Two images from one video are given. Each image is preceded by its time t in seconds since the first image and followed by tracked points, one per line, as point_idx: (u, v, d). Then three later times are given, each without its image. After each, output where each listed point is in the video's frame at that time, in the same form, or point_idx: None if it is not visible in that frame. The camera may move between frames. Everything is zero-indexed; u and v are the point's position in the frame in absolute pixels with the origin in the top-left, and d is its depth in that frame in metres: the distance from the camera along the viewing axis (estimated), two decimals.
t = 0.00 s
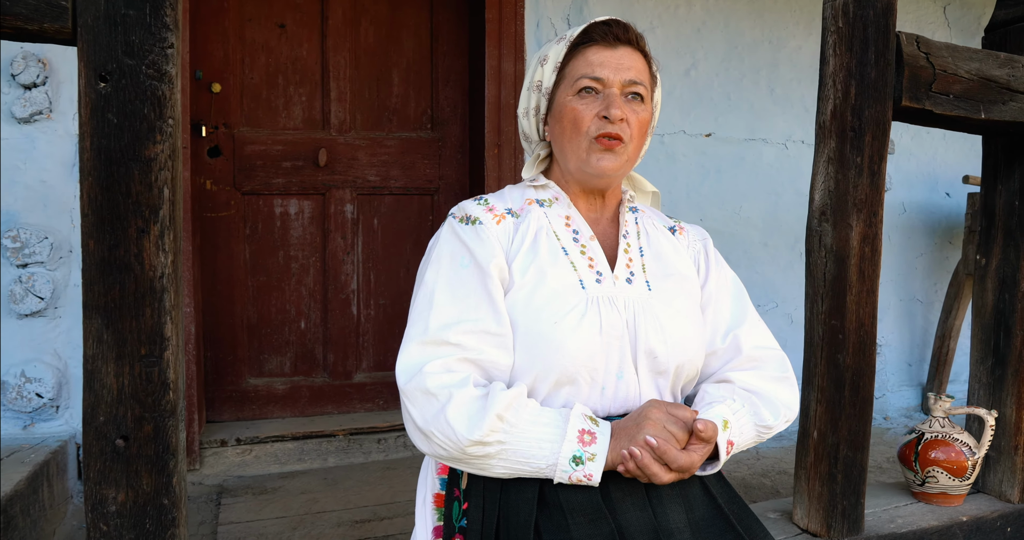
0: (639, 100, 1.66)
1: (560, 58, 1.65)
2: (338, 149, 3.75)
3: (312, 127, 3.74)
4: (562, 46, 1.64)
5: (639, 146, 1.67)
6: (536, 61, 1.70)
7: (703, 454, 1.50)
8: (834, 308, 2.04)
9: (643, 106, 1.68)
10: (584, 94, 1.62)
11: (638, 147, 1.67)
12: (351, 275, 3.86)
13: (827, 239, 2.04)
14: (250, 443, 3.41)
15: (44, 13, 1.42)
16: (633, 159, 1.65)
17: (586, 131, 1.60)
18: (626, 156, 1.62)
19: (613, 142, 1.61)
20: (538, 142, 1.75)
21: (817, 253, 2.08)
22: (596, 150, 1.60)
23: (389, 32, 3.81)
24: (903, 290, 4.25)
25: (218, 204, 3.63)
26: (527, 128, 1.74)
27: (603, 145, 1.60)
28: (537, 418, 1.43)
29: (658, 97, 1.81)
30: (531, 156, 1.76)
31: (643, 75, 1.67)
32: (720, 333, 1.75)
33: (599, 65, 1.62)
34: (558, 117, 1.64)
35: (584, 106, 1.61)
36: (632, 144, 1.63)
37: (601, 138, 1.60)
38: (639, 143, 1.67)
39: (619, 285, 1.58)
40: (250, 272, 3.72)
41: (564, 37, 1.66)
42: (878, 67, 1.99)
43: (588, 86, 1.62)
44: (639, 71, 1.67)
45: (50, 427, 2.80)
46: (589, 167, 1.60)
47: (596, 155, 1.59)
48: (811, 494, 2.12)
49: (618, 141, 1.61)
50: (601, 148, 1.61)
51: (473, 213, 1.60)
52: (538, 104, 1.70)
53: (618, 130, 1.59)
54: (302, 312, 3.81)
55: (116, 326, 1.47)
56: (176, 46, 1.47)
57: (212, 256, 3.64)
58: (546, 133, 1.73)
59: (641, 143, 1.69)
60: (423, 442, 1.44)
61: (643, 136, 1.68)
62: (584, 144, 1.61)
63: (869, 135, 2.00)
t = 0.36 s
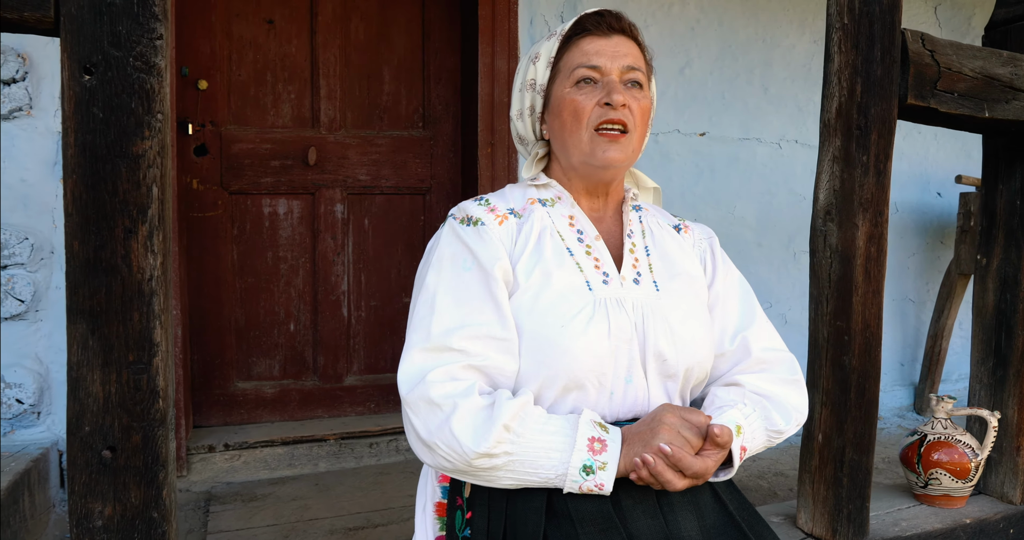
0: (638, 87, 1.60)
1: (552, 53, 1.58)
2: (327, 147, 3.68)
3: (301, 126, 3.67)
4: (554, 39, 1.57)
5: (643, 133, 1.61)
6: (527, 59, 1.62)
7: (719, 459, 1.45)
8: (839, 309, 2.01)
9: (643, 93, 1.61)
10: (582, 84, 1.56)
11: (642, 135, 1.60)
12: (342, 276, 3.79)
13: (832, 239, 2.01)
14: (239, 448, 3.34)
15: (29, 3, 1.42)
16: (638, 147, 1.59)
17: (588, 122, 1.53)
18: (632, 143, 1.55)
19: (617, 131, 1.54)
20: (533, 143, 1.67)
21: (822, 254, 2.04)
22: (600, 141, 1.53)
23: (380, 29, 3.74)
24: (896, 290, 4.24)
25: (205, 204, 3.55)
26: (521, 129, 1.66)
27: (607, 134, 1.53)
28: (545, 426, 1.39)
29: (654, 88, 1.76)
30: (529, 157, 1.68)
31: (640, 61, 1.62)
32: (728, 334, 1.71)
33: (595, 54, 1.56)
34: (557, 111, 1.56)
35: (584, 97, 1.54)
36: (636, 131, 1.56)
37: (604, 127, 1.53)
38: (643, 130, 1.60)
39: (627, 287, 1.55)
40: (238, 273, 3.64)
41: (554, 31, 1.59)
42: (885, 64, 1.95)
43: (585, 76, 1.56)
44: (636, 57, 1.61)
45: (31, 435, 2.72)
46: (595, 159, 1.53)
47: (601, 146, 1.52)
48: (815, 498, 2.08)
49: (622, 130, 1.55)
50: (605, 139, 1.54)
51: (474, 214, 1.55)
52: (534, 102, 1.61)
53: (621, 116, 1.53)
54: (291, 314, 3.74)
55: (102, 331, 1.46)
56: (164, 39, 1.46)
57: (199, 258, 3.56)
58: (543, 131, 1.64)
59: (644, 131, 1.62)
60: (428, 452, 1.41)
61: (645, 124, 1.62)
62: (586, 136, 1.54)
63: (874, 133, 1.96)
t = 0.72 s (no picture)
0: (644, 88, 1.54)
1: (556, 48, 1.51)
2: (312, 146, 3.60)
3: (286, 124, 3.59)
4: (558, 33, 1.50)
5: (646, 137, 1.55)
6: (528, 52, 1.55)
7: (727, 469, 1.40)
8: (841, 310, 1.98)
9: (649, 95, 1.55)
10: (585, 84, 1.49)
11: (645, 139, 1.55)
12: (327, 278, 3.71)
13: (833, 240, 1.98)
14: (222, 455, 3.24)
15: None
16: (641, 150, 1.53)
17: (589, 123, 1.47)
18: (634, 147, 1.49)
19: (619, 134, 1.49)
20: (534, 138, 1.60)
21: (823, 256, 2.02)
22: (602, 144, 1.47)
23: (366, 26, 3.67)
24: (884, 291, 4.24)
25: (186, 204, 3.45)
26: (521, 123, 1.59)
27: (609, 138, 1.48)
28: (549, 435, 1.33)
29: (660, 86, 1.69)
30: (528, 153, 1.62)
31: (647, 61, 1.55)
32: (733, 337, 1.68)
33: (600, 52, 1.49)
34: (558, 110, 1.50)
35: (586, 98, 1.48)
36: (639, 136, 1.51)
37: (606, 130, 1.47)
38: (646, 134, 1.54)
39: (632, 289, 1.50)
40: (220, 276, 3.55)
41: (558, 24, 1.52)
42: (887, 62, 1.92)
43: (589, 75, 1.49)
44: (643, 57, 1.54)
45: (6, 443, 2.63)
46: (595, 163, 1.48)
47: (602, 150, 1.47)
48: (816, 502, 2.06)
49: (625, 133, 1.49)
50: (607, 142, 1.48)
51: (473, 214, 1.49)
52: (534, 97, 1.54)
53: (623, 120, 1.47)
54: (275, 317, 3.65)
55: (84, 337, 1.45)
56: (147, 29, 1.45)
57: (179, 259, 3.46)
58: (544, 127, 1.58)
59: (648, 134, 1.56)
60: (426, 464, 1.34)
61: (649, 127, 1.55)
62: (587, 138, 1.48)
63: (876, 132, 1.93)
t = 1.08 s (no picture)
0: (657, 93, 1.51)
1: (570, 43, 1.47)
2: (297, 145, 3.53)
3: (271, 122, 3.51)
4: (574, 28, 1.46)
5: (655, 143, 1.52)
6: (541, 45, 1.51)
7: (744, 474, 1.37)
8: (844, 311, 1.98)
9: (661, 99, 1.52)
10: (597, 84, 1.45)
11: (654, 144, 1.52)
12: (312, 280, 3.64)
13: (836, 240, 1.98)
14: (206, 461, 3.16)
15: None
16: (650, 156, 1.51)
17: (598, 126, 1.44)
18: (643, 153, 1.47)
19: (628, 139, 1.46)
20: (541, 134, 1.56)
21: (824, 256, 2.02)
22: (611, 148, 1.44)
23: (353, 22, 3.61)
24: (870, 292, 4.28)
25: (168, 203, 3.37)
26: (529, 117, 1.55)
27: (618, 142, 1.45)
28: (560, 442, 1.29)
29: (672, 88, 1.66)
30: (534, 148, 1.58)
31: (662, 64, 1.52)
32: (739, 340, 1.65)
33: (614, 53, 1.45)
34: (567, 108, 1.46)
35: (598, 99, 1.44)
36: (649, 142, 1.48)
37: (616, 134, 1.45)
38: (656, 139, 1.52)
39: (641, 291, 1.46)
40: (203, 277, 3.47)
41: (574, 19, 1.48)
42: (890, 61, 1.90)
43: (602, 76, 1.45)
44: (658, 59, 1.51)
45: None
46: (603, 166, 1.45)
47: (610, 154, 1.44)
48: (818, 505, 2.05)
49: (635, 138, 1.46)
50: (616, 146, 1.45)
51: (478, 213, 1.43)
52: (544, 92, 1.50)
53: (634, 125, 1.44)
54: (259, 319, 3.58)
55: (75, 342, 1.46)
56: (141, 19, 1.47)
57: (161, 260, 3.38)
58: (552, 123, 1.54)
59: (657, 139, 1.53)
60: (434, 472, 1.30)
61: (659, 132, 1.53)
62: (596, 141, 1.45)
63: (879, 132, 1.91)
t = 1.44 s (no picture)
0: (684, 98, 1.50)
1: (595, 44, 1.44)
2: (289, 145, 3.47)
3: (261, 122, 3.45)
4: (599, 28, 1.44)
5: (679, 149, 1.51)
6: (564, 44, 1.48)
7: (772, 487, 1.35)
8: (853, 316, 2.00)
9: (689, 105, 1.51)
10: (625, 88, 1.44)
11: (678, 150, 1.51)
12: (304, 282, 3.58)
13: (847, 244, 1.99)
14: (197, 469, 3.10)
15: None
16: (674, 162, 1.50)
17: (626, 131, 1.43)
18: (670, 159, 1.46)
19: (655, 144, 1.45)
20: (560, 136, 1.53)
21: (834, 260, 2.03)
22: (637, 153, 1.43)
23: (345, 21, 3.55)
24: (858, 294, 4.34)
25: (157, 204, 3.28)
26: (547, 118, 1.52)
27: (645, 147, 1.44)
28: (586, 453, 1.26)
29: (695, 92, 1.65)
30: (552, 150, 1.56)
31: (690, 69, 1.50)
32: (756, 348, 1.62)
33: (644, 56, 1.44)
34: (593, 111, 1.45)
35: (626, 103, 1.43)
36: (675, 148, 1.47)
37: (644, 139, 1.44)
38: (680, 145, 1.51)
39: (662, 298, 1.44)
40: (192, 280, 3.39)
41: (601, 19, 1.45)
42: (902, 64, 1.92)
43: (631, 79, 1.44)
44: (687, 64, 1.49)
45: None
46: (629, 172, 1.44)
47: (637, 160, 1.43)
48: (828, 510, 2.07)
49: (662, 144, 1.45)
50: (643, 151, 1.44)
51: (497, 217, 1.40)
52: (566, 93, 1.48)
53: (662, 132, 1.43)
54: (250, 323, 3.51)
55: (80, 353, 1.42)
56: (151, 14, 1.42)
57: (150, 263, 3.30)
58: (572, 125, 1.52)
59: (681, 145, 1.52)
60: (455, 484, 1.27)
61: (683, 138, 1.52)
62: (623, 146, 1.44)
63: (890, 136, 1.94)
